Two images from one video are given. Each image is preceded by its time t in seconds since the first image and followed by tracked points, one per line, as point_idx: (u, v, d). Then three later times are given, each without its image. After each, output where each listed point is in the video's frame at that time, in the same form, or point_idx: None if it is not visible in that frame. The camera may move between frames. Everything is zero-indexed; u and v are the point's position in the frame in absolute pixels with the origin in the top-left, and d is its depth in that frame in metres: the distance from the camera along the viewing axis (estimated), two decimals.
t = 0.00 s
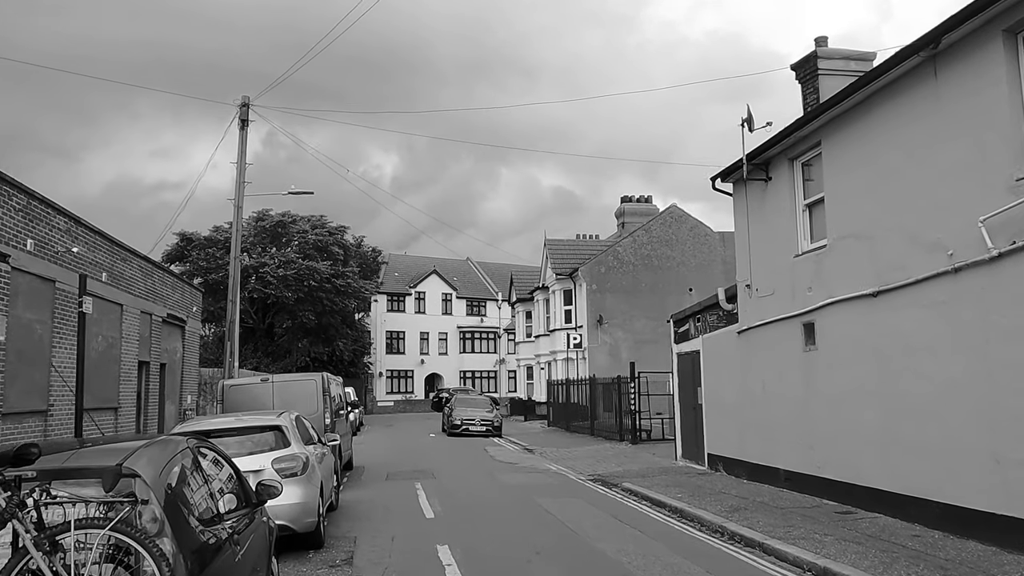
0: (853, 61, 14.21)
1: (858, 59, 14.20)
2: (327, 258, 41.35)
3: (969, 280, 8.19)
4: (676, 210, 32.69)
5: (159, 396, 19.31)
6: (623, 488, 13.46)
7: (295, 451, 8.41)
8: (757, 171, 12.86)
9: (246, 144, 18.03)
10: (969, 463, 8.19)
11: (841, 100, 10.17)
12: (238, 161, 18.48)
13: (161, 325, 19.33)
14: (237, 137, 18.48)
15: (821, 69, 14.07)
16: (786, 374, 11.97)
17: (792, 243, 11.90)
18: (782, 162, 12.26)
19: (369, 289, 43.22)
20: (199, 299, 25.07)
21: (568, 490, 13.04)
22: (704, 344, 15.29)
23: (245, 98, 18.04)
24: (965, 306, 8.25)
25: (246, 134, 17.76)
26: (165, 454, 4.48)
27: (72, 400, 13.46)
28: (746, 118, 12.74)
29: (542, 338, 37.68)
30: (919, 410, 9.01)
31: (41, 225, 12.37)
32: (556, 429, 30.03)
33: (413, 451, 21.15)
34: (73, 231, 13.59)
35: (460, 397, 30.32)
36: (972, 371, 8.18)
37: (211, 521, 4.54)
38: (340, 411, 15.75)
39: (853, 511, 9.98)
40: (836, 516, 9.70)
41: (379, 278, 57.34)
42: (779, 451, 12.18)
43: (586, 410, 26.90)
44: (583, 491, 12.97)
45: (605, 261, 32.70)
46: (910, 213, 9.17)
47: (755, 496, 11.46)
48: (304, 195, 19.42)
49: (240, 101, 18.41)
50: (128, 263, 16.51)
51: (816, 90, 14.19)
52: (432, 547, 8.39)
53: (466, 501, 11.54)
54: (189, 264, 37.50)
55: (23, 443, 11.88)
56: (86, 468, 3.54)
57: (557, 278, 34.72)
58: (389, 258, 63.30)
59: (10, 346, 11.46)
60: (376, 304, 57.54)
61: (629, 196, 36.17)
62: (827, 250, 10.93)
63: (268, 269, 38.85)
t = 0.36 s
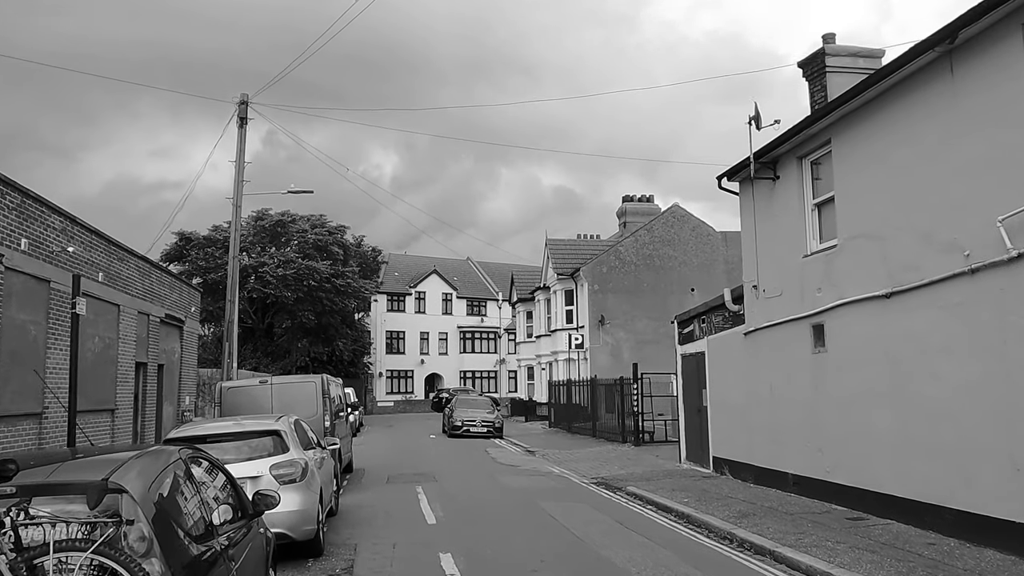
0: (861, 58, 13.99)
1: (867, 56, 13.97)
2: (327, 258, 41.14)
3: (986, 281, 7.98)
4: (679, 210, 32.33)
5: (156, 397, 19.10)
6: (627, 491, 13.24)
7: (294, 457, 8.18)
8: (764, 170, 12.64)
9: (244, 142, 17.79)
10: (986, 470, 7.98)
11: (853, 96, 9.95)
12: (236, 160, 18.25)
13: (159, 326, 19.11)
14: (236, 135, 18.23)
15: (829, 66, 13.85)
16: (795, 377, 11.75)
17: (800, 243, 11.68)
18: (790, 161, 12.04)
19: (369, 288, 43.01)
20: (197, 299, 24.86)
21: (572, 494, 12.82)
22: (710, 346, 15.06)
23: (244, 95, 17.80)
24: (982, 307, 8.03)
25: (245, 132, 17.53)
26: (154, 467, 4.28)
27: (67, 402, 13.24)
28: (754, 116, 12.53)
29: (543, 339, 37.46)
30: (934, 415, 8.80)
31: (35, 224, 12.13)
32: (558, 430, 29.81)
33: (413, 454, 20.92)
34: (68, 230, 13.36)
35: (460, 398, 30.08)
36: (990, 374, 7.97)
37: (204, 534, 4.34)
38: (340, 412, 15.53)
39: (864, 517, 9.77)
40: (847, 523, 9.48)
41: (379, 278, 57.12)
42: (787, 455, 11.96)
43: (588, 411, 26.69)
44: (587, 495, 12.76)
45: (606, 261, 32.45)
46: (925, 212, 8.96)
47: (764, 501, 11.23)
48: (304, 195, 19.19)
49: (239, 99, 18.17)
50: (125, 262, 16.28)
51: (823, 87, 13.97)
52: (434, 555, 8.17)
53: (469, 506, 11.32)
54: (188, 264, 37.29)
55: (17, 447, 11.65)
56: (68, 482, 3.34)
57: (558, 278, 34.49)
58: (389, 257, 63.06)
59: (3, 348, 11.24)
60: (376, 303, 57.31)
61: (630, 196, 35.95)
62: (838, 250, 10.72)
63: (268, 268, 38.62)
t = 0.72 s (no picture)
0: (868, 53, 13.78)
1: (873, 51, 13.77)
2: (326, 258, 40.94)
3: (1002, 277, 7.78)
4: (680, 210, 32.17)
5: (153, 398, 18.88)
6: (631, 493, 13.02)
7: (290, 458, 7.96)
8: (770, 166, 12.43)
9: (242, 139, 17.58)
10: (1002, 471, 7.77)
11: (862, 90, 9.75)
12: (234, 157, 18.03)
13: (156, 325, 18.90)
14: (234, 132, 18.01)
15: (835, 61, 13.65)
16: (802, 376, 11.54)
17: (807, 240, 11.47)
18: (796, 156, 11.83)
19: (368, 289, 42.80)
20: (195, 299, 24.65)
21: (574, 496, 12.61)
22: (714, 345, 14.85)
23: (242, 92, 17.59)
24: (997, 304, 7.83)
25: (243, 129, 17.31)
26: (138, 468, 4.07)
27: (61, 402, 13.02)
28: (760, 111, 12.32)
29: (544, 339, 37.25)
30: (946, 415, 8.59)
31: (28, 221, 11.90)
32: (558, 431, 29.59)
33: (413, 454, 20.67)
34: (62, 227, 13.13)
35: (460, 399, 29.86)
36: (1005, 373, 7.76)
37: (192, 541, 4.13)
38: (338, 412, 15.31)
39: (875, 519, 9.55)
40: (857, 526, 9.26)
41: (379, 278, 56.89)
42: (794, 456, 11.74)
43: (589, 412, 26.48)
44: (589, 497, 12.54)
45: (607, 260, 32.25)
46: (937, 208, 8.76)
47: (771, 503, 11.01)
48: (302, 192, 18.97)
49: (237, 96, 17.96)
50: (121, 261, 16.05)
51: (830, 83, 13.76)
52: (434, 559, 7.94)
53: (470, 508, 11.11)
54: (186, 264, 37.07)
55: (10, 448, 11.42)
56: (44, 485, 3.13)
57: (559, 278, 34.28)
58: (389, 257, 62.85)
59: None
60: (375, 304, 57.10)
61: (631, 196, 35.75)
62: (846, 247, 10.51)
63: (266, 268, 38.38)
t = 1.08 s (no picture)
0: (875, 48, 13.55)
1: (881, 45, 13.54)
2: (326, 258, 40.73)
3: (1018, 272, 7.56)
4: (682, 209, 31.95)
5: (150, 399, 18.64)
6: (635, 495, 12.79)
7: (286, 460, 7.73)
8: (777, 162, 12.19)
9: (239, 137, 17.37)
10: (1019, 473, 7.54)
11: (872, 82, 9.53)
12: (231, 155, 17.79)
13: (153, 325, 18.66)
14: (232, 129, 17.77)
15: (842, 55, 13.41)
16: (810, 376, 11.31)
17: (815, 237, 11.24)
18: (803, 152, 11.61)
19: (368, 289, 42.56)
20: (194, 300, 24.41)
21: (576, 498, 12.38)
22: (718, 345, 14.61)
23: (239, 88, 17.35)
24: (1013, 301, 7.61)
25: (240, 127, 17.09)
26: (121, 470, 3.87)
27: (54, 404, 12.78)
28: (766, 105, 12.10)
29: (545, 340, 37.02)
30: (959, 415, 8.35)
31: (20, 219, 11.68)
32: (560, 433, 29.36)
33: (413, 456, 20.45)
34: (55, 225, 12.90)
35: (461, 400, 29.62)
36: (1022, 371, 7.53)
37: (175, 552, 3.90)
38: (337, 413, 15.08)
39: (886, 522, 9.32)
40: (868, 529, 9.02)
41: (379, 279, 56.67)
42: (802, 458, 11.50)
43: (591, 413, 26.25)
44: (592, 499, 12.32)
45: (608, 260, 32.03)
46: (950, 203, 8.55)
47: (778, 505, 10.78)
48: (301, 190, 18.74)
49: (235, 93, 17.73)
50: (116, 260, 15.82)
51: (836, 78, 13.53)
52: (435, 564, 7.71)
53: (471, 511, 10.89)
54: (185, 264, 36.86)
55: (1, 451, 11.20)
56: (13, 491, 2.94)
57: (560, 278, 34.06)
58: (389, 258, 62.62)
59: None
60: (375, 305, 56.87)
61: (633, 195, 35.53)
62: (854, 243, 10.29)
63: (266, 269, 38.14)
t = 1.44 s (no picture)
0: (881, 44, 13.36)
1: (886, 42, 13.35)
2: (324, 258, 40.52)
3: None
4: (683, 209, 31.76)
5: (145, 401, 18.41)
6: (637, 499, 12.58)
7: (281, 466, 7.51)
8: (783, 159, 11.98)
9: (235, 136, 17.15)
10: None
11: (882, 77, 9.33)
12: (227, 154, 17.56)
13: (148, 326, 18.43)
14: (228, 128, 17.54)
15: (847, 52, 13.21)
16: (816, 378, 11.10)
17: (821, 237, 11.03)
18: (810, 149, 11.40)
19: (367, 290, 42.35)
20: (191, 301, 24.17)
21: (579, 503, 12.17)
22: (722, 346, 14.40)
23: (236, 86, 17.13)
24: None
25: (236, 125, 16.87)
26: (103, 481, 3.66)
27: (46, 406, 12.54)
28: (771, 102, 11.90)
29: (545, 341, 36.83)
30: (973, 418, 8.15)
31: (12, 218, 11.45)
32: (560, 434, 29.16)
33: (412, 458, 20.24)
34: (48, 225, 12.67)
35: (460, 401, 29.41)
36: None
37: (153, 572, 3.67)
38: (335, 416, 14.85)
39: (897, 528, 9.11)
40: (879, 535, 8.82)
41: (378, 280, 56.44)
42: (809, 462, 11.30)
43: (591, 415, 26.05)
44: (594, 504, 12.11)
45: (609, 260, 31.84)
46: (964, 201, 8.36)
47: (785, 510, 10.57)
48: (298, 189, 18.53)
49: (231, 91, 17.50)
50: (111, 260, 15.58)
51: (841, 75, 13.34)
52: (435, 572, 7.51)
53: (471, 516, 10.69)
54: (182, 265, 36.64)
55: None
56: None
57: (560, 278, 33.85)
58: (388, 259, 62.39)
59: None
60: (374, 305, 56.63)
61: (633, 195, 35.34)
62: (863, 242, 10.09)
63: (264, 269, 37.88)
